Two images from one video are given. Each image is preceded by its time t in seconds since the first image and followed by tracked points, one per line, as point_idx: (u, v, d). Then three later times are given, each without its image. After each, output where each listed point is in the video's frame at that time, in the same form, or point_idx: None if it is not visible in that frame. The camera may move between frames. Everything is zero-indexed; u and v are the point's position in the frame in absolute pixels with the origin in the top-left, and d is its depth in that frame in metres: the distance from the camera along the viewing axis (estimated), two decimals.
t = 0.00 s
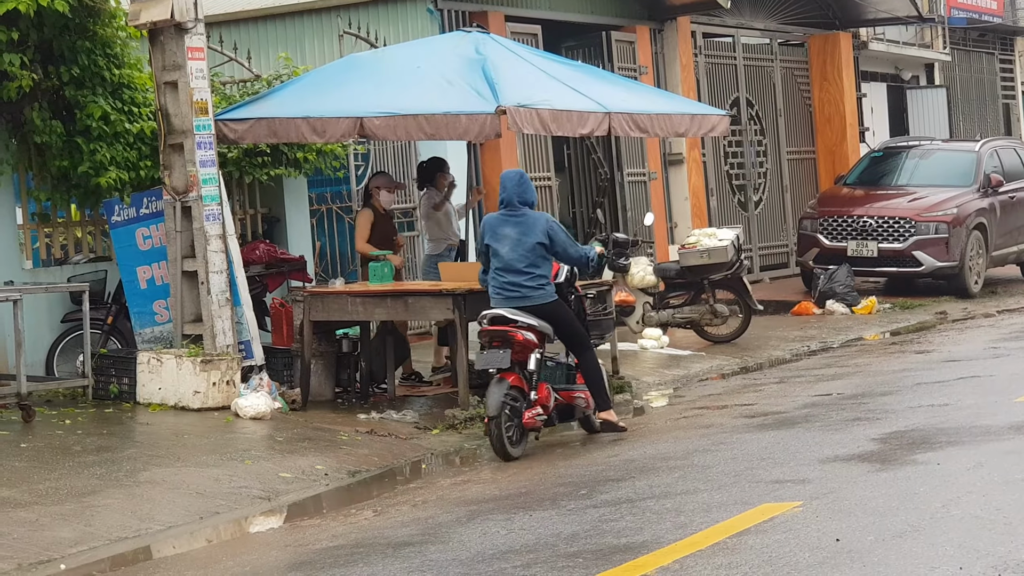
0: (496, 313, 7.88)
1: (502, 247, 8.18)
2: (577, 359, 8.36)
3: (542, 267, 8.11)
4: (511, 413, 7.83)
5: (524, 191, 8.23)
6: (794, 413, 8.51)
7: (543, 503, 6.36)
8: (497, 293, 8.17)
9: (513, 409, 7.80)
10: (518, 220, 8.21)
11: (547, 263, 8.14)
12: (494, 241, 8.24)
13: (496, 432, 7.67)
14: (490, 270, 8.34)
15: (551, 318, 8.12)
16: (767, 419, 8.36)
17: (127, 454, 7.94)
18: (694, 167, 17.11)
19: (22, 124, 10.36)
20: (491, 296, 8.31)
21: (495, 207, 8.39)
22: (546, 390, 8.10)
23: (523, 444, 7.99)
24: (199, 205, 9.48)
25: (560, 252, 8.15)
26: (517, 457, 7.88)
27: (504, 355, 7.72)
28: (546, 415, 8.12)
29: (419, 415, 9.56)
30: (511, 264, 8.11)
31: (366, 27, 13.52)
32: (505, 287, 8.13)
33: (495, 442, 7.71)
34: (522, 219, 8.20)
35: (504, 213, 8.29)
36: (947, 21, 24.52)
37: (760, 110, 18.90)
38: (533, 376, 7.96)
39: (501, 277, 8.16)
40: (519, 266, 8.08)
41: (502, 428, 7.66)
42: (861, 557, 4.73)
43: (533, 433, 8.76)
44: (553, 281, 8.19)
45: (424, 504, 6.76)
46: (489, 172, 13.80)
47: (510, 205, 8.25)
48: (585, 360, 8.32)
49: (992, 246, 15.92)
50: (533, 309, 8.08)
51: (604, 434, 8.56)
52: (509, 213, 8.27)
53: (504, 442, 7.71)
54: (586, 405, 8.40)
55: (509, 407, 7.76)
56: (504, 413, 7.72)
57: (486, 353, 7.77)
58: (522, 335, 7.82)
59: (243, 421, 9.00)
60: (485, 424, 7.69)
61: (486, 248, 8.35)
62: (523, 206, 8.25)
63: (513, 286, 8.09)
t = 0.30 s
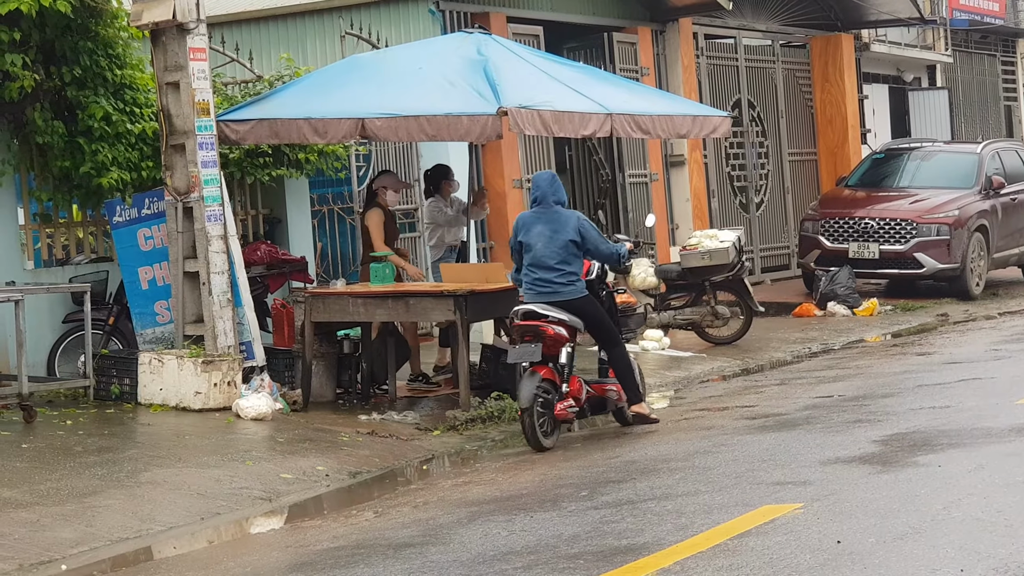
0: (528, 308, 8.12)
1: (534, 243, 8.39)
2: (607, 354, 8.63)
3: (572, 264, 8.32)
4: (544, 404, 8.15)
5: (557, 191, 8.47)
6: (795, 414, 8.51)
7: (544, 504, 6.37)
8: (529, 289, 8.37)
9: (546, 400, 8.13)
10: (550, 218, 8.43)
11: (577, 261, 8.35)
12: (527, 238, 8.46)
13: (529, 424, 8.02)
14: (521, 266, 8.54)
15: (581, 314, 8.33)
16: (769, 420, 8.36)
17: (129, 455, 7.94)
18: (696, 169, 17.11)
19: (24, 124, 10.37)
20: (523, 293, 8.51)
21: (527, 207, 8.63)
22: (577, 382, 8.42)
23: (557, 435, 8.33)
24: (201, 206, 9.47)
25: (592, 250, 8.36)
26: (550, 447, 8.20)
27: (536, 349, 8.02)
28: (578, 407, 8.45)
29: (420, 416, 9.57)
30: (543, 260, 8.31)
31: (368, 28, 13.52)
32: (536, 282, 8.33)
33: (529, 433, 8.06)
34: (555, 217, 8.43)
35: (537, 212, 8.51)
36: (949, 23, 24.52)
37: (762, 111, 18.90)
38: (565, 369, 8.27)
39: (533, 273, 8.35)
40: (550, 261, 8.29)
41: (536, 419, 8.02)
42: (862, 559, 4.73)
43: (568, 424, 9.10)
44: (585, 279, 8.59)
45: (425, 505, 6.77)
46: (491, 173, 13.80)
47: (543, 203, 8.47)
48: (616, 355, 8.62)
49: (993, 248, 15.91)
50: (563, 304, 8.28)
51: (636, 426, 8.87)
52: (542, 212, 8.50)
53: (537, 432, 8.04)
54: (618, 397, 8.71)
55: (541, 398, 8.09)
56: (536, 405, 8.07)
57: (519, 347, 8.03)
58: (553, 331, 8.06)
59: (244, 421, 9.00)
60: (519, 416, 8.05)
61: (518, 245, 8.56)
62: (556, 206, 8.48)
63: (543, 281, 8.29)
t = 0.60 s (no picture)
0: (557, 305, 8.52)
1: (562, 239, 8.75)
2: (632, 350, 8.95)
3: (599, 259, 8.70)
4: (572, 398, 8.45)
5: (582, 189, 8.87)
6: (796, 415, 8.51)
7: (545, 505, 6.37)
8: (557, 284, 8.73)
9: (575, 394, 8.41)
10: (577, 215, 8.80)
11: (603, 256, 8.74)
12: (554, 233, 8.82)
13: (559, 416, 8.27)
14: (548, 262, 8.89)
15: (608, 308, 8.71)
16: (769, 421, 8.37)
17: (129, 455, 7.94)
18: (696, 169, 17.10)
19: (25, 125, 10.37)
20: (549, 288, 8.88)
21: (553, 204, 9.00)
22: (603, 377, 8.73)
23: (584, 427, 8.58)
24: (202, 206, 9.47)
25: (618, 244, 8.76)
26: (579, 440, 8.46)
27: (565, 344, 8.38)
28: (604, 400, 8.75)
29: (421, 416, 9.57)
30: (571, 255, 8.67)
31: (369, 28, 13.51)
32: (564, 277, 8.69)
33: (558, 426, 8.30)
34: (581, 214, 8.80)
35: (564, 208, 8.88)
36: (950, 24, 24.53)
37: (763, 112, 18.90)
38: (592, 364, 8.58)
39: (561, 268, 8.71)
40: (578, 257, 8.66)
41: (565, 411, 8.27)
42: (862, 560, 4.73)
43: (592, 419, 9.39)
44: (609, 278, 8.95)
45: (426, 505, 6.77)
46: (491, 174, 13.80)
47: (570, 201, 8.85)
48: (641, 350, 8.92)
49: (994, 249, 15.91)
50: (591, 298, 8.65)
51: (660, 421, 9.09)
52: (568, 209, 8.86)
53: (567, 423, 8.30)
54: (641, 391, 9.05)
55: (570, 391, 8.38)
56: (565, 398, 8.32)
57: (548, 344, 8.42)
58: (581, 326, 8.45)
59: (245, 421, 9.01)
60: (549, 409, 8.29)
61: (545, 241, 8.91)
62: (582, 203, 8.87)
63: (571, 277, 8.66)
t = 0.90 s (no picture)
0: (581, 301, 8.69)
1: (583, 235, 8.92)
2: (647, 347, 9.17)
3: (620, 254, 8.88)
4: (595, 393, 8.68)
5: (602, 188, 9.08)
6: (797, 415, 8.50)
7: (546, 505, 6.37)
8: (579, 280, 8.89)
9: (597, 389, 8.64)
10: (597, 212, 8.98)
11: (624, 251, 8.93)
12: (575, 230, 8.99)
13: (582, 411, 8.50)
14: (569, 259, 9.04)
15: (629, 304, 8.88)
16: (771, 421, 8.37)
17: (130, 455, 7.94)
18: (698, 169, 17.09)
19: (26, 125, 10.37)
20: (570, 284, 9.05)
21: (574, 201, 9.18)
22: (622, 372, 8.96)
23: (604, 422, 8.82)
24: (204, 206, 9.48)
25: (637, 240, 8.98)
26: (601, 433, 8.71)
27: (589, 340, 8.59)
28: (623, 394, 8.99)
29: (423, 416, 9.57)
30: (593, 251, 8.84)
31: (371, 28, 13.51)
32: (586, 273, 8.86)
33: (582, 420, 8.53)
34: (602, 210, 8.98)
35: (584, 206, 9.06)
36: (951, 24, 24.53)
37: (764, 112, 18.90)
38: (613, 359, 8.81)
39: (583, 263, 8.87)
40: (600, 252, 8.83)
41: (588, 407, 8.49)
42: (864, 560, 4.72)
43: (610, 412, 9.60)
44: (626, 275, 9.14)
45: (428, 505, 6.77)
46: (493, 174, 13.79)
47: (590, 198, 9.04)
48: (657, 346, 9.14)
49: (996, 249, 15.90)
50: (613, 293, 8.83)
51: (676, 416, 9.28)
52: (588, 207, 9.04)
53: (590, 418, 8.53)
54: (656, 387, 9.29)
55: (593, 387, 8.60)
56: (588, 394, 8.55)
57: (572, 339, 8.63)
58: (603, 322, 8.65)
59: (247, 421, 9.01)
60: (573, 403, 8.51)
61: (565, 239, 9.07)
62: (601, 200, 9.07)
63: (592, 272, 8.83)
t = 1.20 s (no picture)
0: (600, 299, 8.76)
1: (602, 235, 9.09)
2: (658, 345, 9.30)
3: (637, 255, 9.08)
4: (611, 389, 8.78)
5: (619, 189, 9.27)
6: (800, 416, 8.50)
7: (549, 505, 6.37)
8: (596, 279, 9.06)
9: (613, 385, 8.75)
10: (615, 212, 9.17)
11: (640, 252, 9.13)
12: (593, 230, 9.16)
13: (600, 408, 8.62)
14: (585, 258, 9.21)
15: (644, 303, 9.10)
16: (773, 422, 8.36)
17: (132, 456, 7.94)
18: (701, 170, 17.09)
19: (29, 125, 10.39)
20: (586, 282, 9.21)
21: (590, 201, 9.34)
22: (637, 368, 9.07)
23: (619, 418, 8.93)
24: (206, 207, 9.48)
25: (652, 241, 9.20)
26: (617, 429, 8.82)
27: (608, 338, 8.66)
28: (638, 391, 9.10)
29: (425, 417, 9.57)
30: (612, 251, 9.01)
31: (373, 29, 13.52)
32: (605, 272, 9.02)
33: (599, 416, 8.65)
34: (619, 211, 9.17)
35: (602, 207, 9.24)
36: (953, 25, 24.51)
37: (767, 113, 18.89)
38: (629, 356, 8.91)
39: (601, 262, 9.03)
40: (619, 252, 9.00)
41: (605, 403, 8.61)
42: (867, 561, 4.72)
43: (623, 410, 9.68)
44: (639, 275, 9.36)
45: (430, 506, 6.77)
46: (495, 175, 13.79)
47: (607, 199, 9.22)
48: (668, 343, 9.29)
49: (998, 250, 15.89)
50: (630, 292, 9.02)
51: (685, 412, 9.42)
52: (606, 207, 9.22)
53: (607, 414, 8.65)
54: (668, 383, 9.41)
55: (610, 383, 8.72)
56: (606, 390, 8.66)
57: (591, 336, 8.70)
58: (621, 320, 8.73)
59: (249, 422, 9.02)
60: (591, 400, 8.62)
61: (582, 238, 9.23)
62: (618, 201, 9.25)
63: (611, 272, 9.00)
